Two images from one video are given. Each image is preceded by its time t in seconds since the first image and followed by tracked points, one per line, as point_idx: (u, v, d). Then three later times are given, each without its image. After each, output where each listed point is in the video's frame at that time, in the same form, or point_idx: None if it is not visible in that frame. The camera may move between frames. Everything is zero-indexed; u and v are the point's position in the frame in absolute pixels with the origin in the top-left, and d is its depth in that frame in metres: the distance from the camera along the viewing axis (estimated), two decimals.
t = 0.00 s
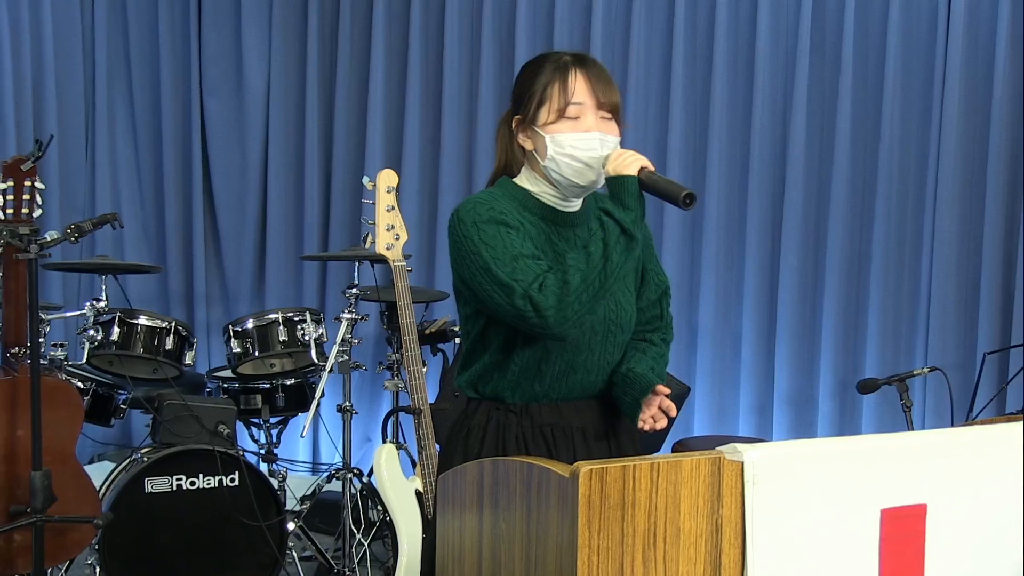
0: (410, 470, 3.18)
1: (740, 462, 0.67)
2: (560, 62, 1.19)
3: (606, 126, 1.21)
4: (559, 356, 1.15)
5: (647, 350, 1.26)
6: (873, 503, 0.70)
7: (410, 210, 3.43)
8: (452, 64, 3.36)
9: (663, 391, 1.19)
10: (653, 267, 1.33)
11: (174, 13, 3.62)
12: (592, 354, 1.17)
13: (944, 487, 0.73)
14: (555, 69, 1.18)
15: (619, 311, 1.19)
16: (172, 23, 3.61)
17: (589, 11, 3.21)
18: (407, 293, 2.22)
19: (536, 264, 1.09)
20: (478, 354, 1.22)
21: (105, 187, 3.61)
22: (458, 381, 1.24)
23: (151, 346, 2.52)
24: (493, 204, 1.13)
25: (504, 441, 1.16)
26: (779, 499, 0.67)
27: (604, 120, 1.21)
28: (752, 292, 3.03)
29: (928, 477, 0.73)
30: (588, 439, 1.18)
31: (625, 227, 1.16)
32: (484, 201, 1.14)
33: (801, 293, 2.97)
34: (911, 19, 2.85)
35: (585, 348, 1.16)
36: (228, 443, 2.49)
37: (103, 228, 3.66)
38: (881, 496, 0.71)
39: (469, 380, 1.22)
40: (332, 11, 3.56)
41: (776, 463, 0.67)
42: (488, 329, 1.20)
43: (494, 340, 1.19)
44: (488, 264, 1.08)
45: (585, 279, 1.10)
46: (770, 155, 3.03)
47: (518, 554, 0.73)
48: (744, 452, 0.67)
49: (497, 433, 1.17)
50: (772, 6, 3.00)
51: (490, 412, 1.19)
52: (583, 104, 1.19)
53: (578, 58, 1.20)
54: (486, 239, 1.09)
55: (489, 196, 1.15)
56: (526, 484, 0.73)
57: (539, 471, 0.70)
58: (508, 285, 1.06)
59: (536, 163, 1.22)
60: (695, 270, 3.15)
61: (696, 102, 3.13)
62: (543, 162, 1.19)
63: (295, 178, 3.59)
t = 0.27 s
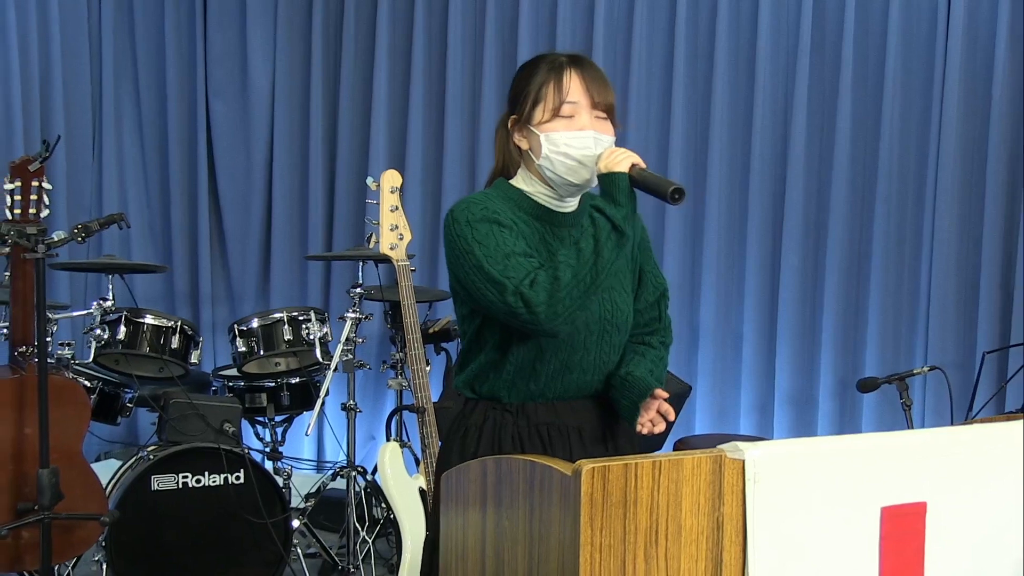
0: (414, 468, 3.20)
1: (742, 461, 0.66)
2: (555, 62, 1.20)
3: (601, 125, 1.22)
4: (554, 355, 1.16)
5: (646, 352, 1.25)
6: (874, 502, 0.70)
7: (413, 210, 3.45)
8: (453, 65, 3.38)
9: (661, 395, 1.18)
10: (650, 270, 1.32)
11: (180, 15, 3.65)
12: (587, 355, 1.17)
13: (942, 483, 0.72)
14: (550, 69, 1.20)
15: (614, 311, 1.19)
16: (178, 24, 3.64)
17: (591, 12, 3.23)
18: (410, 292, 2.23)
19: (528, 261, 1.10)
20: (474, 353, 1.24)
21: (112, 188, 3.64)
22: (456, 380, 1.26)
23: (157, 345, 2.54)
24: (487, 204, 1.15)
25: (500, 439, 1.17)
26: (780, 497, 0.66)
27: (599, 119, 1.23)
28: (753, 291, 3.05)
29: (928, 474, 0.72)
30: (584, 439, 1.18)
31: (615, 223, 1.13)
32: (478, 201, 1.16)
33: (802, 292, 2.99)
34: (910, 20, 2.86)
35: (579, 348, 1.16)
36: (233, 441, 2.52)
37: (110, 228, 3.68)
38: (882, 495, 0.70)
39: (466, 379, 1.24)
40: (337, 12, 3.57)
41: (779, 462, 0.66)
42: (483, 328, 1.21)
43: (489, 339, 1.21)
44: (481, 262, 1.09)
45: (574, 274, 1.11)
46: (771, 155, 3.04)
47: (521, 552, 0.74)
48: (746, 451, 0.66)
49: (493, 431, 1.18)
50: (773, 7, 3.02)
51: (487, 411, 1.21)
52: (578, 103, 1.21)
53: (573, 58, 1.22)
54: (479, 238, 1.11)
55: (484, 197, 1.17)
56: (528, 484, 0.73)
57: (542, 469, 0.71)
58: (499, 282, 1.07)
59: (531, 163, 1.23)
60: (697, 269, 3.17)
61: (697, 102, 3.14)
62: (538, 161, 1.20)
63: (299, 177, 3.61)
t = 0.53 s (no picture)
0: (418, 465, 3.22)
1: (744, 458, 0.67)
2: (548, 61, 1.20)
3: (594, 123, 1.22)
4: (547, 352, 1.14)
5: (645, 354, 1.23)
6: (874, 499, 0.71)
7: (417, 209, 3.47)
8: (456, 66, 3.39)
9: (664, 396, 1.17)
10: (646, 270, 1.30)
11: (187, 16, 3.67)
12: (581, 352, 1.15)
13: (946, 481, 0.74)
14: (544, 68, 1.20)
15: (608, 308, 1.17)
16: (185, 24, 3.65)
17: (594, 13, 3.25)
18: (416, 290, 2.25)
19: (518, 257, 1.09)
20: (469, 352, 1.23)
21: (120, 187, 3.66)
22: (452, 379, 1.24)
23: (165, 343, 2.56)
24: (479, 202, 1.14)
25: (494, 439, 1.15)
26: (780, 493, 0.68)
27: (592, 118, 1.22)
28: (755, 289, 3.06)
29: (931, 471, 0.73)
30: (578, 437, 1.15)
31: (603, 219, 1.13)
32: (471, 200, 1.15)
33: (803, 291, 3.00)
34: (912, 20, 2.87)
35: (573, 345, 1.14)
36: (239, 438, 2.54)
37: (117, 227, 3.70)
38: (883, 492, 0.71)
39: (461, 378, 1.22)
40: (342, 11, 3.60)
41: (780, 459, 0.68)
42: (477, 327, 1.20)
43: (484, 337, 1.20)
44: (472, 259, 1.09)
45: (564, 269, 1.09)
46: (774, 154, 3.05)
47: (525, 550, 0.74)
48: (748, 447, 0.67)
49: (488, 430, 1.16)
50: (775, 8, 3.03)
51: (481, 410, 1.18)
52: (571, 102, 1.20)
53: (567, 58, 1.22)
54: (470, 235, 1.10)
55: (476, 195, 1.16)
56: (532, 481, 0.73)
57: (546, 466, 0.70)
58: (490, 278, 1.07)
59: (524, 161, 1.22)
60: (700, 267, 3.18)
61: (700, 101, 3.15)
62: (531, 159, 1.19)
63: (304, 176, 3.63)
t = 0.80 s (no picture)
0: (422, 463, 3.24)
1: (746, 456, 0.68)
2: (539, 63, 1.22)
3: (584, 123, 1.23)
4: (539, 351, 1.14)
5: (645, 353, 1.23)
6: (874, 496, 0.72)
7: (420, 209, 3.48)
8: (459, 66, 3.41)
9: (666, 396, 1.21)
10: (642, 269, 1.31)
11: (194, 18, 3.69)
12: (572, 351, 1.15)
13: (945, 478, 0.75)
14: (534, 69, 1.21)
15: (600, 307, 1.17)
16: (192, 26, 3.68)
17: (597, 14, 3.26)
18: (420, 290, 2.27)
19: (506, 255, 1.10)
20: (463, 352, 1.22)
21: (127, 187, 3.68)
22: (446, 379, 1.23)
23: (172, 342, 2.57)
24: (471, 203, 1.15)
25: (487, 439, 1.14)
26: (782, 491, 0.69)
27: (582, 118, 1.23)
28: (757, 288, 3.08)
29: (930, 470, 0.75)
30: (570, 437, 1.15)
31: (589, 216, 1.09)
32: (462, 201, 1.16)
33: (804, 290, 3.02)
34: (913, 22, 2.89)
35: (564, 344, 1.14)
36: (246, 436, 2.57)
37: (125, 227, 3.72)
38: (882, 489, 0.73)
39: (456, 376, 1.21)
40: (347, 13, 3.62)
41: (782, 457, 0.69)
42: (470, 326, 1.20)
43: (476, 337, 1.19)
44: (460, 257, 1.09)
45: (550, 266, 1.06)
46: (776, 154, 3.07)
47: (529, 547, 0.75)
48: (750, 446, 0.69)
49: (481, 430, 1.16)
50: (777, 10, 3.05)
51: (475, 409, 1.18)
52: (561, 102, 1.21)
53: (558, 60, 1.24)
54: (460, 234, 1.11)
55: (468, 196, 1.18)
56: (536, 480, 0.74)
57: (549, 465, 0.71)
58: (477, 275, 1.07)
59: (516, 161, 1.23)
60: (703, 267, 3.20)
61: (701, 102, 3.17)
62: (522, 158, 1.20)
63: (309, 176, 3.65)
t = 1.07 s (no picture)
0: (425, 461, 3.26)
1: (747, 454, 0.65)
2: (533, 63, 1.20)
3: (576, 125, 1.21)
4: (531, 351, 1.14)
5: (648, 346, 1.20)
6: (877, 493, 0.69)
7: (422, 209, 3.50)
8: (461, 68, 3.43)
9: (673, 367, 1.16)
10: (637, 267, 1.29)
11: (200, 21, 3.71)
12: (565, 351, 1.15)
13: (945, 478, 0.72)
14: (527, 70, 1.19)
15: (591, 307, 1.18)
16: (197, 28, 3.70)
17: (600, 16, 3.28)
18: (424, 289, 2.28)
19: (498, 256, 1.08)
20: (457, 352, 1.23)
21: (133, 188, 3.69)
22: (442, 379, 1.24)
23: (177, 341, 2.59)
24: (464, 203, 1.14)
25: (481, 439, 1.14)
26: (782, 490, 0.66)
27: (574, 120, 1.21)
28: (757, 287, 3.10)
29: (930, 469, 0.72)
30: (563, 436, 1.14)
31: (578, 216, 1.06)
32: (456, 201, 1.15)
33: (805, 290, 3.04)
34: (912, 24, 2.91)
35: (557, 344, 1.15)
36: (251, 435, 2.58)
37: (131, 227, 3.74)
38: (884, 488, 0.70)
39: (450, 377, 1.22)
40: (351, 15, 3.64)
41: (783, 455, 0.66)
42: (464, 326, 1.21)
43: (470, 337, 1.19)
44: (452, 257, 1.08)
45: (539, 266, 1.04)
46: (776, 154, 3.09)
47: (530, 546, 0.72)
48: (751, 444, 0.65)
49: (475, 430, 1.15)
50: (779, 12, 3.06)
51: (469, 409, 1.18)
52: (552, 103, 1.19)
53: (552, 61, 1.21)
54: (452, 234, 1.09)
55: (462, 196, 1.16)
56: (538, 477, 0.71)
57: (552, 463, 0.68)
58: (468, 275, 1.06)
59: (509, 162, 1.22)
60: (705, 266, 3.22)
61: (702, 103, 3.19)
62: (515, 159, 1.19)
63: (313, 177, 3.67)
